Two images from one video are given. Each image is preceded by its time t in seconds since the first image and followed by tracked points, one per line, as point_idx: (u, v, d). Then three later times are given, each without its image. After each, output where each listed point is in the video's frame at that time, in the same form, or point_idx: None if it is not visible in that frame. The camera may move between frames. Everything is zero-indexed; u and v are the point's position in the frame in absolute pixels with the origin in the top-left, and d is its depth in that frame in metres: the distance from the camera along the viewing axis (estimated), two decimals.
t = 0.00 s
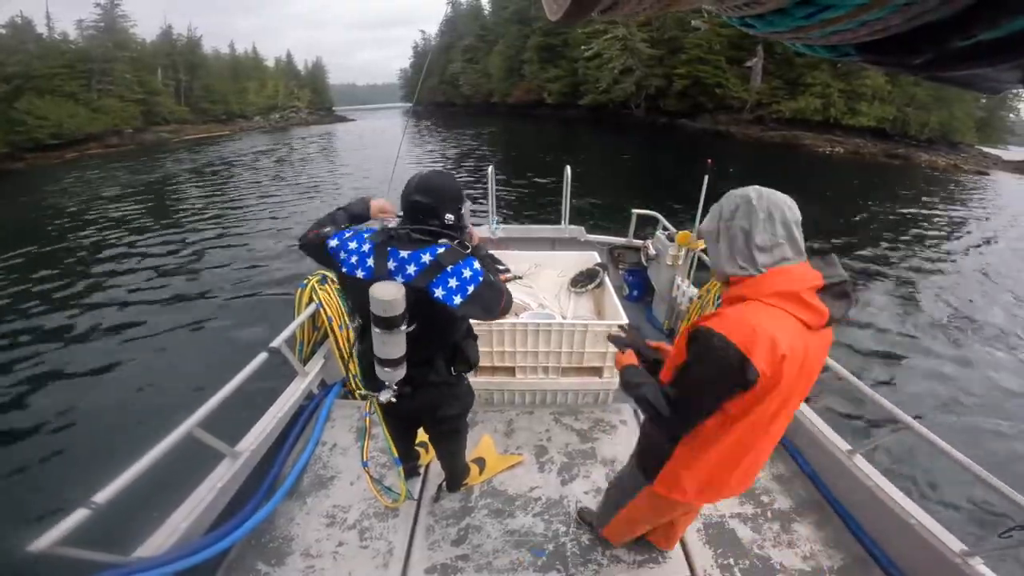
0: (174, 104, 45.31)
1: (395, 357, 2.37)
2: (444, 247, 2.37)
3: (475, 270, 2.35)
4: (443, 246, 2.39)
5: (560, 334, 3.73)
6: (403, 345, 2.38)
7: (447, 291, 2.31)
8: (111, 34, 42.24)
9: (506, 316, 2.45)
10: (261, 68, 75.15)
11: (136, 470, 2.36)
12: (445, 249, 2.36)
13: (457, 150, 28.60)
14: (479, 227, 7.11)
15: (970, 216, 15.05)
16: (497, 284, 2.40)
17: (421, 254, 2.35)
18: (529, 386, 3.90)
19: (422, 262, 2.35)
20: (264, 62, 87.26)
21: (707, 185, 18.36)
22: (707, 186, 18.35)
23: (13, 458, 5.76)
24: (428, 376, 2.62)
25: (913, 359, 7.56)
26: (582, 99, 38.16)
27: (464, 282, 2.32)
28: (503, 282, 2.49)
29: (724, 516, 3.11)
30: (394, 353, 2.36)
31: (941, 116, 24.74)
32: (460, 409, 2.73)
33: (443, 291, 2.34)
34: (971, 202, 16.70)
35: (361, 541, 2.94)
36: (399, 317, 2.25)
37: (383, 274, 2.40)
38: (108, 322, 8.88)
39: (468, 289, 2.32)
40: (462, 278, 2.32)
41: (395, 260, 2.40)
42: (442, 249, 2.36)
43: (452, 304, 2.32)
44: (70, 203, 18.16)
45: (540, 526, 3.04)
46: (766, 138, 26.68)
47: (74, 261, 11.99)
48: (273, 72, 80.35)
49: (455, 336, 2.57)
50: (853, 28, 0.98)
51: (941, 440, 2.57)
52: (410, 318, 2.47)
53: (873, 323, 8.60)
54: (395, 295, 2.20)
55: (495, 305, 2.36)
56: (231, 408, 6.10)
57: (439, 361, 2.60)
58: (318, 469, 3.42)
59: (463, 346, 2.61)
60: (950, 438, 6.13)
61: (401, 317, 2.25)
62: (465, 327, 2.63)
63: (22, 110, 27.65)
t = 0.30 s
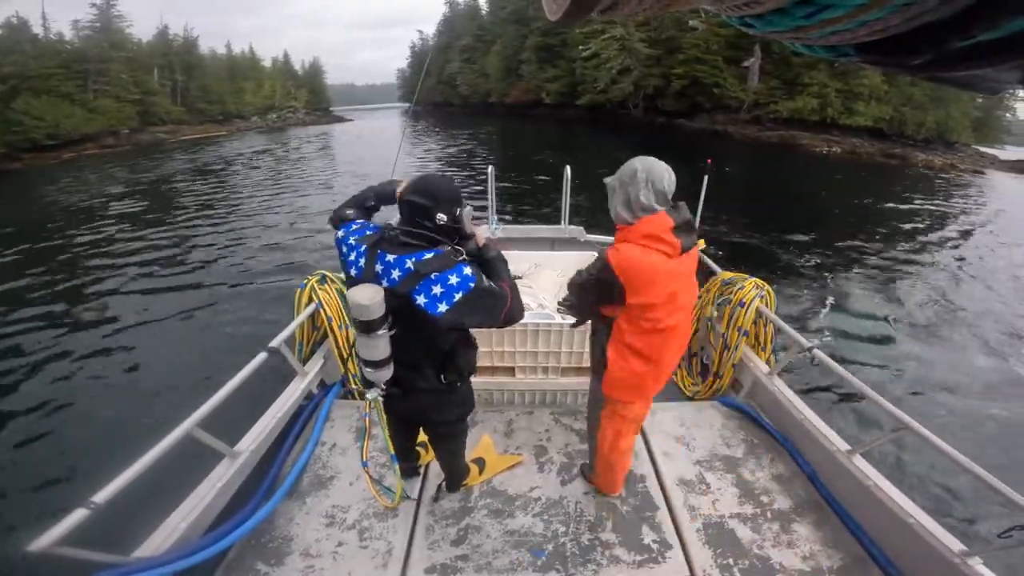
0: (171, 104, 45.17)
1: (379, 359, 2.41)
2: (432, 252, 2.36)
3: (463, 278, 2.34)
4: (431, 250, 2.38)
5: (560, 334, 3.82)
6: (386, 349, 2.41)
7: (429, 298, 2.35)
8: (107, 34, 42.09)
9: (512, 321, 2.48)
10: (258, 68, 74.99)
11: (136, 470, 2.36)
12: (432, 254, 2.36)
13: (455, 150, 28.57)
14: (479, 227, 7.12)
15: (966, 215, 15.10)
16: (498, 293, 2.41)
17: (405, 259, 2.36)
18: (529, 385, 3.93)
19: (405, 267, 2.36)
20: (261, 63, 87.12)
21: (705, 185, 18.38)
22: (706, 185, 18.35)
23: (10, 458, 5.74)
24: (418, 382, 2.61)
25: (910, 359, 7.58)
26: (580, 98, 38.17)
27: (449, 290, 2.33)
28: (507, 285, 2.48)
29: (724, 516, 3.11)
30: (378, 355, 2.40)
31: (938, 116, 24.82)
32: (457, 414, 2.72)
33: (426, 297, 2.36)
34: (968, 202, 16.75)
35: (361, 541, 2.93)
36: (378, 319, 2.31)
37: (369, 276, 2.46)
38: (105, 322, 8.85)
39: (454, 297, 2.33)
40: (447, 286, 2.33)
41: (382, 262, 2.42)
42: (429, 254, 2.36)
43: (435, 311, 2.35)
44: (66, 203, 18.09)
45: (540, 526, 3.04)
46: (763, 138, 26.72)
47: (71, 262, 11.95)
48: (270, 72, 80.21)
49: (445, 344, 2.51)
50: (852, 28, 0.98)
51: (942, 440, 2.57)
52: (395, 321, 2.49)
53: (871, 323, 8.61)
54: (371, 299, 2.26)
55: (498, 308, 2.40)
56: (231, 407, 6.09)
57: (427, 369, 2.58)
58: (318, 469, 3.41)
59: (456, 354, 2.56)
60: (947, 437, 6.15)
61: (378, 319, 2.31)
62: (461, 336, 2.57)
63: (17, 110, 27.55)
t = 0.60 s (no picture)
0: (168, 105, 45.07)
1: (379, 361, 2.41)
2: (425, 254, 2.35)
3: (457, 277, 2.35)
4: (423, 252, 2.37)
5: (562, 335, 3.81)
6: (385, 349, 2.41)
7: (427, 299, 2.34)
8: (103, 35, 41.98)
9: (509, 313, 2.49)
10: (255, 69, 74.86)
11: (139, 472, 2.36)
12: (425, 257, 2.35)
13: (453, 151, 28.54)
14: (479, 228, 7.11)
15: (964, 215, 15.13)
16: (492, 289, 2.41)
17: (401, 263, 2.35)
18: (530, 385, 3.92)
19: (400, 271, 2.35)
20: (258, 63, 86.97)
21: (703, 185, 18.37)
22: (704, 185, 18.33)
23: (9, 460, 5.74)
24: (418, 380, 2.62)
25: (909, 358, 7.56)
26: (578, 98, 38.14)
27: (445, 290, 2.33)
28: (502, 279, 2.47)
29: (726, 515, 3.11)
30: (377, 356, 2.40)
31: (935, 115, 24.88)
32: (457, 410, 2.73)
33: (424, 298, 2.36)
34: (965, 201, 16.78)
35: (364, 541, 2.94)
36: (377, 325, 2.31)
37: (365, 282, 2.44)
38: (104, 324, 8.83)
39: (451, 296, 2.34)
40: (444, 286, 2.33)
41: (376, 267, 2.41)
42: (423, 256, 2.35)
43: (434, 312, 2.35)
44: (63, 204, 18.04)
45: (542, 526, 3.04)
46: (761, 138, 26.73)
47: (69, 264, 11.92)
48: (268, 73, 80.06)
49: (443, 340, 2.54)
50: (850, 27, 0.98)
51: (943, 438, 2.57)
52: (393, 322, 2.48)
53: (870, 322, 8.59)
54: (370, 306, 2.27)
55: (493, 305, 2.42)
56: (233, 409, 6.08)
57: (427, 366, 2.59)
58: (319, 470, 3.41)
59: (453, 348, 2.58)
60: (947, 437, 6.16)
61: (377, 325, 2.31)
62: (457, 331, 2.59)
63: (13, 111, 27.47)
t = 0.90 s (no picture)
0: (165, 105, 44.96)
1: (380, 359, 2.40)
2: (430, 251, 2.35)
3: (462, 274, 2.35)
4: (429, 249, 2.37)
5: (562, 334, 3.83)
6: (386, 346, 2.39)
7: (431, 296, 2.34)
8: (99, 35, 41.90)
9: (513, 313, 2.53)
10: (253, 69, 74.75)
11: (138, 472, 2.36)
12: (431, 253, 2.34)
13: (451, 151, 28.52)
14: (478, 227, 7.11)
15: (962, 214, 15.15)
16: (499, 289, 2.44)
17: (406, 259, 2.34)
18: (529, 385, 3.93)
19: (406, 266, 2.34)
20: (256, 63, 86.77)
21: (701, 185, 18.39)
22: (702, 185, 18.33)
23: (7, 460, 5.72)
24: (420, 380, 2.61)
25: (907, 358, 7.58)
26: (575, 98, 38.14)
27: (450, 287, 2.34)
28: (506, 280, 2.50)
29: (725, 515, 3.11)
30: (379, 354, 2.39)
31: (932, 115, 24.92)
32: (456, 411, 2.73)
33: (427, 296, 2.36)
34: (962, 200, 16.81)
35: (363, 541, 2.93)
36: (379, 319, 2.29)
37: (369, 276, 2.43)
38: (102, 324, 8.82)
39: (454, 294, 2.35)
40: (448, 283, 2.34)
41: (381, 262, 2.39)
42: (428, 253, 2.34)
43: (437, 309, 2.35)
44: (60, 205, 18.01)
45: (541, 526, 3.04)
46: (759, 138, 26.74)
47: (66, 264, 11.91)
48: (265, 72, 79.93)
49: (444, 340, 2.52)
50: (850, 28, 0.98)
51: (943, 439, 2.57)
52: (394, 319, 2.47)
53: (869, 322, 8.60)
54: (375, 301, 2.24)
55: (496, 305, 2.44)
56: (232, 408, 6.08)
57: (430, 366, 2.58)
58: (319, 469, 3.41)
59: (455, 349, 2.56)
60: (945, 437, 6.17)
61: (380, 319, 2.29)
62: (457, 331, 2.57)
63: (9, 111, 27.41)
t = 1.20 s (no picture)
0: (162, 106, 44.94)
1: (399, 362, 2.43)
2: (440, 255, 2.36)
3: (475, 278, 2.36)
4: (439, 253, 2.37)
5: (560, 335, 3.84)
6: (404, 350, 2.41)
7: (445, 301, 2.36)
8: (96, 36, 41.87)
9: (530, 310, 2.52)
10: (251, 69, 74.70)
11: (134, 471, 2.35)
12: (441, 257, 2.35)
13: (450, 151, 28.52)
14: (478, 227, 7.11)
15: (959, 214, 15.18)
16: (512, 286, 2.42)
17: (416, 264, 2.34)
18: (527, 385, 3.94)
19: (416, 273, 2.34)
20: (254, 63, 86.63)
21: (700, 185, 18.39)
22: (701, 185, 18.33)
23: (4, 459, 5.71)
24: (438, 383, 2.62)
25: (906, 358, 7.59)
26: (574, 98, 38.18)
27: (463, 290, 2.36)
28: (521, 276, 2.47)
29: (723, 516, 3.11)
30: (398, 358, 2.41)
31: (929, 114, 25.00)
32: (471, 415, 2.71)
33: (441, 301, 2.38)
34: (960, 200, 16.86)
35: (361, 541, 2.93)
36: (395, 325, 2.33)
37: (380, 285, 2.45)
38: (100, 324, 8.80)
39: (470, 297, 2.37)
40: (462, 287, 2.35)
41: (392, 270, 2.40)
42: (438, 257, 2.35)
43: (452, 314, 2.38)
44: (57, 205, 17.98)
45: (539, 526, 3.04)
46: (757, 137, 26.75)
47: (64, 265, 11.90)
48: (262, 72, 79.83)
49: (462, 343, 2.51)
50: (851, 28, 0.98)
51: (942, 440, 2.57)
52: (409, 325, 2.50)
53: (868, 322, 8.60)
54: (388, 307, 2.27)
55: (512, 305, 2.43)
56: (232, 408, 6.08)
57: (449, 369, 2.59)
58: (317, 469, 3.41)
59: (473, 351, 2.56)
60: (943, 437, 6.18)
61: (396, 327, 2.34)
62: (475, 335, 2.56)
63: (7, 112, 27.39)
